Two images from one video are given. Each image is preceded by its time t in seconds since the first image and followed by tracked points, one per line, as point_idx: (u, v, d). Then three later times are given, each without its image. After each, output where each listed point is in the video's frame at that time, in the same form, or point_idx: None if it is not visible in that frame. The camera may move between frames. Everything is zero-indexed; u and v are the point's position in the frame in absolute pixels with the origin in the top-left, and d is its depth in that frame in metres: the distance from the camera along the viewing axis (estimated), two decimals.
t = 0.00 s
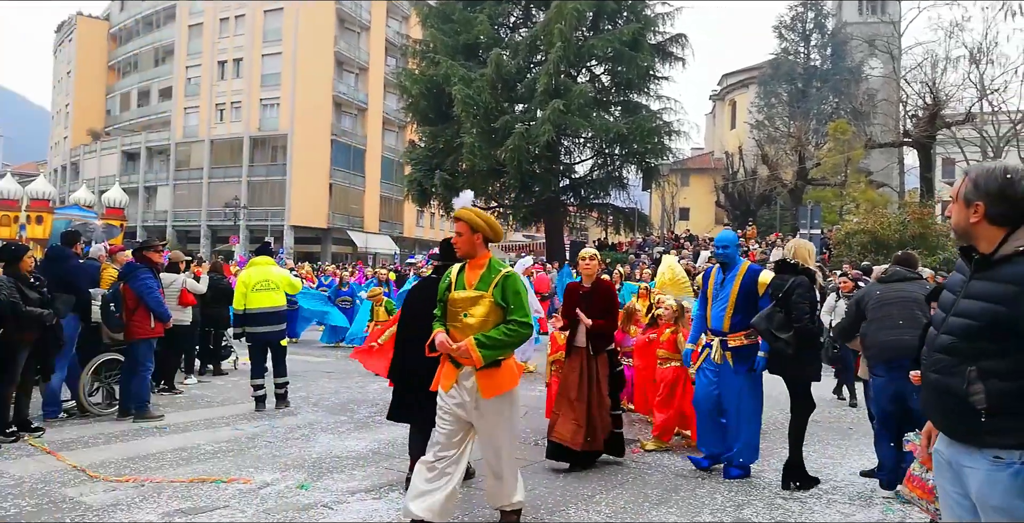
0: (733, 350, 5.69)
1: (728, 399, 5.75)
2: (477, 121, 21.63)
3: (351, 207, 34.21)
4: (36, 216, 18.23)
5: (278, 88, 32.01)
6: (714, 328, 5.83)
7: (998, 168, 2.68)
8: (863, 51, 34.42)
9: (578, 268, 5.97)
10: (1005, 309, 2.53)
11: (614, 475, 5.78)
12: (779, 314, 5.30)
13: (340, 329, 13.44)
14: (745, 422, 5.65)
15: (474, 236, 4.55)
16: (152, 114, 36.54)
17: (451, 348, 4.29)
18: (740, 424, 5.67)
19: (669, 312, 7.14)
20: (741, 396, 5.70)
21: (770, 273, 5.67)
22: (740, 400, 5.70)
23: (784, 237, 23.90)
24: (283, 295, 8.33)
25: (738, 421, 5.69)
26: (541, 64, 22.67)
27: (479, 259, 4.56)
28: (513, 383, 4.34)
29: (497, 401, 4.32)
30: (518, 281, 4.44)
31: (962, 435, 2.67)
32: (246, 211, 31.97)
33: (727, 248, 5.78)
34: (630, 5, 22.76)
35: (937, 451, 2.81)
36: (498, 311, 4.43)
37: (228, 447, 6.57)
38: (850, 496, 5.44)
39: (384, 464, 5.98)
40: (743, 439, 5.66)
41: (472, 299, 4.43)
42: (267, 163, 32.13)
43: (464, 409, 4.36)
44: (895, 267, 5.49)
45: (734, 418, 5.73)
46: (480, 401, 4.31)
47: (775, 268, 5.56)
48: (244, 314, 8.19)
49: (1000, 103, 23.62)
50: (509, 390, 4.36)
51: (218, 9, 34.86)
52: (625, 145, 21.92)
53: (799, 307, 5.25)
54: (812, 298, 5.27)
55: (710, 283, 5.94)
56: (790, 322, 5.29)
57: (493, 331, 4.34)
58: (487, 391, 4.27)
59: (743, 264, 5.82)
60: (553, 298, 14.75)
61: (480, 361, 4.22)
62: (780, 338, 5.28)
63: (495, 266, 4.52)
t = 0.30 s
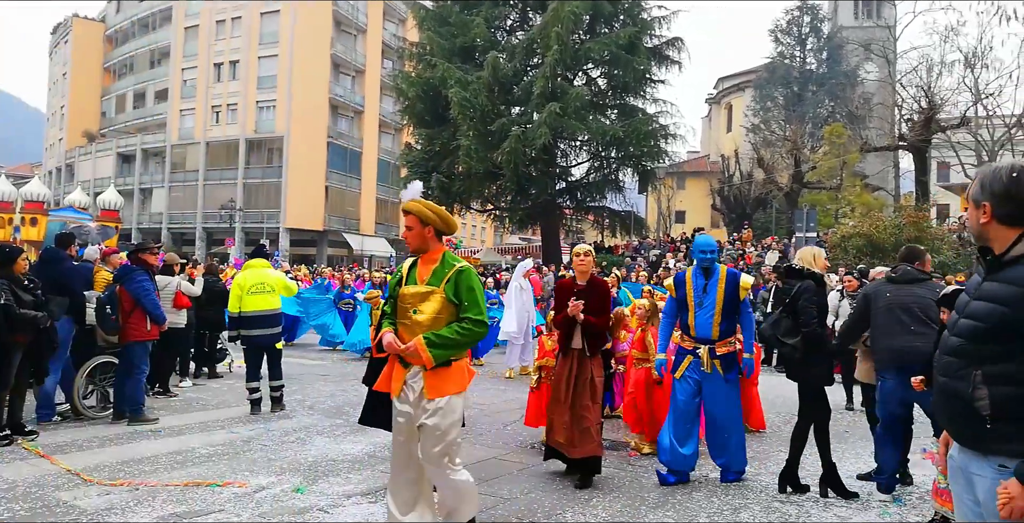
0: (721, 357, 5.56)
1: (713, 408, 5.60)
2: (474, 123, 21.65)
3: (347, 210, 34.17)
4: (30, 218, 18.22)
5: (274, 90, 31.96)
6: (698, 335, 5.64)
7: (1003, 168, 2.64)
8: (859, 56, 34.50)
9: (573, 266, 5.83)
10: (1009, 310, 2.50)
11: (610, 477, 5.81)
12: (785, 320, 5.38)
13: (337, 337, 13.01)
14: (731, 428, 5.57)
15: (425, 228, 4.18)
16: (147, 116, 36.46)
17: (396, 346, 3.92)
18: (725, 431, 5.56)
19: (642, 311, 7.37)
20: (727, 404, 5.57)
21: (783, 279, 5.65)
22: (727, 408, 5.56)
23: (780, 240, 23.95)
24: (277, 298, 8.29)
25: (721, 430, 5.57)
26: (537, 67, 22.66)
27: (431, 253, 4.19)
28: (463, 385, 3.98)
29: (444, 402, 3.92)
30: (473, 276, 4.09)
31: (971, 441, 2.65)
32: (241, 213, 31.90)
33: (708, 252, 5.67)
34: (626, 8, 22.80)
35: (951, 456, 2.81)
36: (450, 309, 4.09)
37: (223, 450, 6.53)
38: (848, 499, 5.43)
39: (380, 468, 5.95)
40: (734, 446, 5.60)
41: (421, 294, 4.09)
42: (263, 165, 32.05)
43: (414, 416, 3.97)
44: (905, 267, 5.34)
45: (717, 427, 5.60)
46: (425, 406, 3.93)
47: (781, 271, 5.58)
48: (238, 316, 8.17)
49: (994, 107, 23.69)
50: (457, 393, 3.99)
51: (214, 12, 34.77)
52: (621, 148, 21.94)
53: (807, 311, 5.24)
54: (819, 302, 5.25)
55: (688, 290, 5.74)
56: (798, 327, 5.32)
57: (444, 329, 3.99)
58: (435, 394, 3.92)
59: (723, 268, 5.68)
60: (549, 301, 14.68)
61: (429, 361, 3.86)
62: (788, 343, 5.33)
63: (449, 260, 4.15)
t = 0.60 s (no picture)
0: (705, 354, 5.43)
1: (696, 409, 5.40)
2: (472, 124, 21.65)
3: (346, 210, 34.17)
4: (27, 217, 18.21)
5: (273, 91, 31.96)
6: (683, 333, 5.44)
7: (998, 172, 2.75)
8: (857, 57, 34.52)
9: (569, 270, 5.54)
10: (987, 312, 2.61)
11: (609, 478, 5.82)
12: (798, 322, 5.44)
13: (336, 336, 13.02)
14: (713, 429, 5.37)
15: (393, 227, 3.93)
16: (145, 116, 36.42)
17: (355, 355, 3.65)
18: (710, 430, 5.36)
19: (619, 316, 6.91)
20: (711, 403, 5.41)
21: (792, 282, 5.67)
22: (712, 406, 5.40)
23: (778, 242, 23.95)
24: (275, 297, 8.30)
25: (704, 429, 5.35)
26: (536, 68, 22.68)
27: (399, 254, 3.92)
28: (428, 396, 3.74)
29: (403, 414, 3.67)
30: (444, 281, 3.81)
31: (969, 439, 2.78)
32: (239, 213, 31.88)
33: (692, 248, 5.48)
34: (625, 9, 22.83)
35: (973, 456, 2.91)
36: (416, 314, 3.81)
37: (220, 450, 6.53)
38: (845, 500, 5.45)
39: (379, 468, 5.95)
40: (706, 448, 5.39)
41: (385, 300, 3.80)
42: (262, 165, 32.03)
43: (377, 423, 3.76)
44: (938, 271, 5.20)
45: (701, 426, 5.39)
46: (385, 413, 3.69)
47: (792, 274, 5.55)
48: (236, 316, 8.15)
49: (992, 109, 23.72)
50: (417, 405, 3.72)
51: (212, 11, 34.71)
52: (619, 149, 21.95)
53: (819, 311, 5.28)
54: (830, 302, 5.29)
55: (672, 287, 5.50)
56: (812, 328, 5.34)
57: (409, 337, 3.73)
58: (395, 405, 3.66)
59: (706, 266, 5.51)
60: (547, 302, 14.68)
61: (391, 371, 3.59)
62: (800, 344, 5.34)
63: (417, 262, 3.88)
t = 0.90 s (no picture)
0: (698, 371, 5.00)
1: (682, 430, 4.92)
2: (474, 127, 21.66)
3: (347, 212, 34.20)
4: (29, 219, 18.24)
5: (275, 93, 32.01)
6: (673, 347, 5.06)
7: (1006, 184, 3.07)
8: (858, 62, 34.57)
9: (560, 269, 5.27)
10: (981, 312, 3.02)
11: (609, 482, 5.83)
12: (812, 325, 5.45)
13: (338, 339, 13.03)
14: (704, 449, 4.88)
15: (362, 221, 3.64)
16: (147, 118, 36.46)
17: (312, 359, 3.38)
18: (699, 451, 4.86)
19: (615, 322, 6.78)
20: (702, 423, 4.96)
21: (801, 286, 5.74)
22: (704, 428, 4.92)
23: (779, 246, 23.94)
24: (277, 300, 8.32)
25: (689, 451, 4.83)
26: (537, 71, 22.71)
27: (367, 252, 3.65)
28: (386, 408, 3.44)
29: (360, 426, 3.38)
30: (411, 283, 3.53)
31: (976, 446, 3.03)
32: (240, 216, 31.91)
33: (689, 256, 5.12)
34: (626, 14, 22.87)
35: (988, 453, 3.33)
36: (378, 317, 3.52)
37: (221, 453, 6.52)
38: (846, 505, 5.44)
39: (379, 471, 5.94)
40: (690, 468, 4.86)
41: (346, 300, 3.52)
42: (263, 167, 32.05)
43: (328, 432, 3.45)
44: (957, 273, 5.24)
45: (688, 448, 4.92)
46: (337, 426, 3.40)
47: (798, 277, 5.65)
48: (237, 318, 8.15)
49: (993, 114, 23.75)
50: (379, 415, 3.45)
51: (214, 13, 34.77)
52: (620, 153, 21.98)
53: (833, 315, 5.34)
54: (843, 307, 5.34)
55: (666, 297, 5.14)
56: (827, 332, 5.37)
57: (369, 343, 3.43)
58: (350, 415, 3.36)
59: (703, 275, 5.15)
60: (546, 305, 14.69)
61: (345, 379, 3.31)
62: (819, 348, 5.35)
63: (385, 261, 3.61)
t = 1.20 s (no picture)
0: (696, 367, 4.77)
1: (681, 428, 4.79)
2: (472, 127, 21.68)
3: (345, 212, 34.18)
4: (26, 219, 18.20)
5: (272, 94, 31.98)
6: (670, 342, 4.83)
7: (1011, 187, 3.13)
8: (856, 62, 34.63)
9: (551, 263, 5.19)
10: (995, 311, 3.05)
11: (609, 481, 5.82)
12: (813, 326, 5.44)
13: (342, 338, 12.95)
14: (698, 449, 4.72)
15: (315, 215, 3.53)
16: (145, 118, 36.40)
17: (260, 362, 3.31)
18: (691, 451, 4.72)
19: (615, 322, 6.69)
20: (701, 421, 4.77)
21: (803, 286, 5.73)
22: (704, 427, 4.76)
23: (777, 246, 23.93)
24: (275, 300, 8.30)
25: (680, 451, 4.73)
26: (536, 71, 22.70)
27: (321, 246, 3.54)
28: (344, 411, 3.37)
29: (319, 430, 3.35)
30: (362, 278, 3.38)
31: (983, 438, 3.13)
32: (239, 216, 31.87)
33: (683, 247, 4.89)
34: (624, 13, 22.87)
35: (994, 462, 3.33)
36: (329, 316, 3.40)
37: (219, 453, 6.51)
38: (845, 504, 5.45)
39: (379, 472, 5.94)
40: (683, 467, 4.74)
41: (297, 299, 3.43)
42: (261, 168, 32.01)
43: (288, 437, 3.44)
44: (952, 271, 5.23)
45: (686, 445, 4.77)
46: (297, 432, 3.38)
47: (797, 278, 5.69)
48: (237, 319, 8.13)
49: (991, 114, 23.78)
50: (342, 418, 3.42)
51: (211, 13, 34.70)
52: (619, 153, 22.00)
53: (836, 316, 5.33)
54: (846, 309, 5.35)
55: (659, 289, 4.94)
56: (830, 334, 5.38)
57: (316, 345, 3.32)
58: (309, 422, 3.32)
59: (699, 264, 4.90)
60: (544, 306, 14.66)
61: (295, 382, 3.22)
62: (820, 350, 5.34)
63: (338, 257, 3.49)
